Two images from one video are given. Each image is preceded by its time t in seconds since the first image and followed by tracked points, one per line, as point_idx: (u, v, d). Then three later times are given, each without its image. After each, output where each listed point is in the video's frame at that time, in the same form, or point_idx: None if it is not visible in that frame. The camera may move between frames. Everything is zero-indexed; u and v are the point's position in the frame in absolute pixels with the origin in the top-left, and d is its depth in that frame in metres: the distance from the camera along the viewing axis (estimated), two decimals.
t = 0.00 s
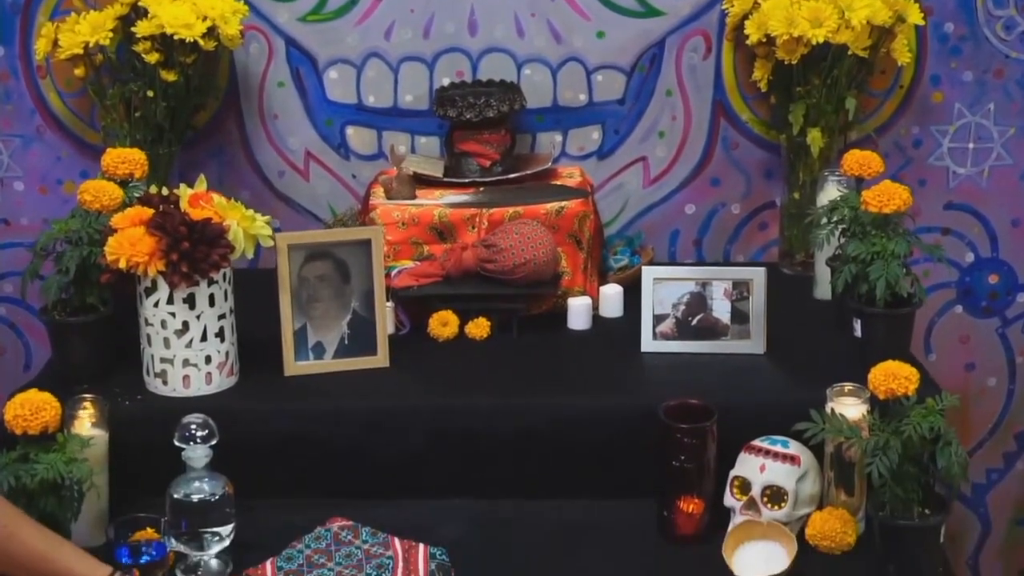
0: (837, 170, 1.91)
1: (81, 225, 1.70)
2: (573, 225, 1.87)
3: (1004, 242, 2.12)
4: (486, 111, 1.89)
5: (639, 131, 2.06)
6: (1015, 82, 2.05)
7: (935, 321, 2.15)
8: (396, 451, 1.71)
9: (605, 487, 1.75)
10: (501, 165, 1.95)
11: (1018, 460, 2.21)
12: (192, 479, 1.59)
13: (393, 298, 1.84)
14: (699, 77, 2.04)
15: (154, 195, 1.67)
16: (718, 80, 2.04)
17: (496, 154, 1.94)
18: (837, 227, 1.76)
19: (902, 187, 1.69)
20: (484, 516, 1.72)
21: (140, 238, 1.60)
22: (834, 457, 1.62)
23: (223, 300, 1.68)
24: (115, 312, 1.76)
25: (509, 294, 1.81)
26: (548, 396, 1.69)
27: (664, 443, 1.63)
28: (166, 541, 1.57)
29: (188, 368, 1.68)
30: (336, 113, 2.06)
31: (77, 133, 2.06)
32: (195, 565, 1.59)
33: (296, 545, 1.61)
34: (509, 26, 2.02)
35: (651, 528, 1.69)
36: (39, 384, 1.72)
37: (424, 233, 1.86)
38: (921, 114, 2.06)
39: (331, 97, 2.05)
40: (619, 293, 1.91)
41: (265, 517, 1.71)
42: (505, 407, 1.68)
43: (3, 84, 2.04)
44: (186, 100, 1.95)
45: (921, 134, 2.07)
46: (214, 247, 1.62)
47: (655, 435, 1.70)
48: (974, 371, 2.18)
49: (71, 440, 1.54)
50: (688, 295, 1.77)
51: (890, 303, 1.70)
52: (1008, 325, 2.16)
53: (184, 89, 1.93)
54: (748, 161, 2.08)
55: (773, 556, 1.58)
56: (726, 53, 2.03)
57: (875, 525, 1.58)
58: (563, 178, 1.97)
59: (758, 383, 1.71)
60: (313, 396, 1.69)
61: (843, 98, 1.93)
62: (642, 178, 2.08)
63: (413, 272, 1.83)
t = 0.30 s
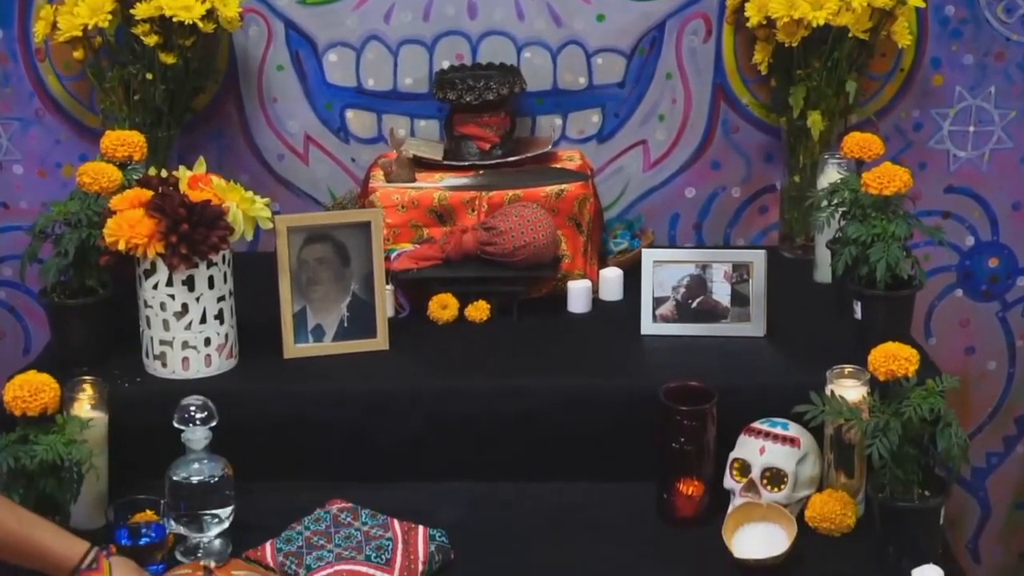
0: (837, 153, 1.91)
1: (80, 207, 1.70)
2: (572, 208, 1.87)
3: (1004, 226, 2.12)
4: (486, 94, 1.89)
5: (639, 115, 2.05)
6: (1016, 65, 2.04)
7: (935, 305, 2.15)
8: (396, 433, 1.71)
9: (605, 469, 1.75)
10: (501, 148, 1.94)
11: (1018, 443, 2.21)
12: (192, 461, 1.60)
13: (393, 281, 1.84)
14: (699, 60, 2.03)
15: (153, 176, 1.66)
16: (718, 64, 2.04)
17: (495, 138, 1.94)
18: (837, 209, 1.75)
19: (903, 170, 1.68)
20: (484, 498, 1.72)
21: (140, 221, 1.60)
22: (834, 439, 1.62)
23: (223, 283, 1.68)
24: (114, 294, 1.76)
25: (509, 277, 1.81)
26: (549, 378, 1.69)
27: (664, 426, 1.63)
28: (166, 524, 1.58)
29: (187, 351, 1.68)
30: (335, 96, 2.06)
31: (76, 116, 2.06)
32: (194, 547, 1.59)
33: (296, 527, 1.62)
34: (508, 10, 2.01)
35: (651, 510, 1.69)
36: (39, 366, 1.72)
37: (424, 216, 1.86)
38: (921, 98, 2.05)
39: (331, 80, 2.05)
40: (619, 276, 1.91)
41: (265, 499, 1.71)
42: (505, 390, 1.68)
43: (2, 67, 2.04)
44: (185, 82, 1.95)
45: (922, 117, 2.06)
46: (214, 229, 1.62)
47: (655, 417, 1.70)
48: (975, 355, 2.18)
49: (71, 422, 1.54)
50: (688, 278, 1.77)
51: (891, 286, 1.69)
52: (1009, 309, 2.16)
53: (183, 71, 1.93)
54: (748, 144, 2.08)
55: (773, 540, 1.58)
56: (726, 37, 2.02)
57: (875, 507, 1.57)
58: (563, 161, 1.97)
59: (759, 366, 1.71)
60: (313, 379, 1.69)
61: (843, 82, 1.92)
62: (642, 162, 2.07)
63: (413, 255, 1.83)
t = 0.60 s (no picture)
0: (836, 125, 1.90)
1: (78, 177, 1.70)
2: (572, 179, 1.87)
3: (1004, 199, 2.12)
4: (484, 66, 1.88)
5: (638, 87, 2.05)
6: (1016, 37, 2.04)
7: (935, 278, 2.15)
8: (395, 404, 1.71)
9: (604, 441, 1.75)
10: (499, 121, 1.94)
11: (1017, 417, 2.21)
12: (190, 431, 1.60)
13: (391, 253, 1.83)
14: (698, 32, 2.03)
15: (150, 147, 1.65)
16: (718, 36, 2.03)
17: (494, 110, 1.93)
18: (836, 180, 1.75)
19: (902, 139, 1.68)
20: (484, 469, 1.72)
21: (137, 190, 1.59)
22: (833, 408, 1.62)
23: (220, 253, 1.68)
24: (112, 266, 1.75)
25: (508, 248, 1.81)
26: (548, 349, 1.69)
27: (662, 396, 1.63)
28: (165, 494, 1.58)
29: (185, 322, 1.68)
30: (333, 69, 2.05)
31: (73, 89, 2.05)
32: (193, 517, 1.58)
33: (294, 497, 1.61)
34: None
35: (650, 480, 1.69)
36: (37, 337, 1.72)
37: (422, 187, 1.86)
38: (921, 70, 2.05)
39: (329, 53, 2.04)
40: (618, 249, 1.90)
41: (264, 470, 1.71)
42: (504, 360, 1.68)
43: None
44: (183, 55, 1.95)
45: (921, 90, 2.06)
46: (212, 199, 1.62)
47: (654, 388, 1.70)
48: (974, 329, 2.18)
49: (69, 391, 1.54)
50: (688, 249, 1.77)
51: (890, 256, 1.69)
52: (1008, 282, 2.16)
53: (180, 43, 1.93)
54: (747, 116, 2.07)
55: (773, 510, 1.57)
56: (726, 9, 2.02)
57: (874, 477, 1.57)
58: (562, 133, 1.96)
59: (758, 336, 1.71)
60: (312, 350, 1.69)
61: (843, 54, 1.92)
62: (642, 134, 2.07)
63: (412, 227, 1.83)
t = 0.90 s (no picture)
0: (836, 106, 1.90)
1: (77, 158, 1.69)
2: (572, 160, 1.86)
3: (1005, 181, 2.12)
4: (484, 47, 1.88)
5: (638, 69, 2.04)
6: (1017, 19, 2.04)
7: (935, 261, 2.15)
8: (395, 385, 1.71)
9: (605, 422, 1.75)
10: (499, 102, 1.94)
11: (1017, 400, 2.21)
12: (189, 411, 1.60)
13: (391, 235, 1.83)
14: (698, 13, 2.02)
15: (149, 127, 1.64)
16: (718, 18, 2.03)
17: (494, 91, 1.93)
18: (836, 161, 1.74)
19: (903, 120, 1.68)
20: (484, 450, 1.72)
21: (136, 170, 1.59)
22: (833, 389, 1.62)
23: (220, 234, 1.68)
24: (111, 246, 1.75)
25: (509, 229, 1.80)
26: (547, 329, 1.69)
27: (662, 376, 1.63)
28: (163, 473, 1.58)
29: (185, 302, 1.67)
30: (333, 51, 2.05)
31: (72, 71, 2.05)
32: (193, 497, 1.58)
33: (294, 478, 1.61)
34: None
35: (650, 461, 1.69)
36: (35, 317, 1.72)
37: (422, 168, 1.85)
38: (921, 52, 2.05)
39: (328, 35, 2.04)
40: (618, 230, 1.90)
41: (263, 450, 1.71)
42: (505, 341, 1.68)
43: None
44: (182, 35, 1.94)
45: (922, 71, 2.06)
46: (211, 179, 1.62)
47: (654, 368, 1.70)
48: (974, 311, 2.18)
49: (67, 370, 1.54)
50: (688, 230, 1.77)
51: (890, 237, 1.69)
52: (1008, 265, 2.16)
53: (179, 24, 1.92)
54: (748, 98, 2.07)
55: (773, 490, 1.57)
56: None
57: (873, 458, 1.57)
58: (562, 115, 1.96)
59: (758, 317, 1.71)
60: (312, 330, 1.69)
61: (844, 35, 1.92)
62: (642, 116, 2.07)
63: (411, 208, 1.82)
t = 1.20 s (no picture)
0: (836, 82, 1.90)
1: (74, 133, 1.69)
2: (571, 137, 1.86)
3: (1004, 158, 2.11)
4: (482, 23, 1.87)
5: (637, 46, 2.04)
6: None
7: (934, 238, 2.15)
8: (394, 361, 1.71)
9: (604, 398, 1.75)
10: (498, 79, 1.93)
11: (1016, 377, 2.21)
12: (187, 386, 1.60)
13: (389, 211, 1.83)
14: None
15: (147, 102, 1.64)
16: None
17: (492, 68, 1.92)
18: (836, 137, 1.74)
19: (902, 94, 1.67)
20: (483, 426, 1.72)
21: (134, 145, 1.59)
22: (832, 363, 1.62)
23: (217, 210, 1.67)
24: (109, 222, 1.75)
25: (508, 205, 1.81)
26: (546, 305, 1.69)
27: (661, 351, 1.63)
28: (161, 449, 1.57)
29: (182, 278, 1.67)
30: (331, 28, 2.04)
31: (69, 47, 2.04)
32: (191, 473, 1.59)
33: (292, 452, 1.61)
34: None
35: (649, 436, 1.69)
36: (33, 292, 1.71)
37: (420, 145, 1.85)
38: (921, 29, 2.05)
39: (326, 11, 2.04)
40: (617, 207, 1.90)
41: (262, 426, 1.71)
42: (504, 316, 1.68)
43: None
44: (179, 11, 1.93)
45: (921, 48, 2.06)
46: (209, 154, 1.61)
47: (653, 344, 1.70)
48: (974, 289, 2.17)
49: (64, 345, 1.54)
50: (688, 206, 1.76)
51: (889, 212, 1.69)
52: (1007, 243, 2.15)
53: None
54: (747, 75, 2.06)
55: (771, 465, 1.57)
56: None
57: (873, 433, 1.57)
58: (561, 92, 1.96)
59: (757, 292, 1.70)
60: (311, 306, 1.69)
61: (844, 11, 1.92)
62: (641, 93, 2.06)
63: (409, 184, 1.82)
